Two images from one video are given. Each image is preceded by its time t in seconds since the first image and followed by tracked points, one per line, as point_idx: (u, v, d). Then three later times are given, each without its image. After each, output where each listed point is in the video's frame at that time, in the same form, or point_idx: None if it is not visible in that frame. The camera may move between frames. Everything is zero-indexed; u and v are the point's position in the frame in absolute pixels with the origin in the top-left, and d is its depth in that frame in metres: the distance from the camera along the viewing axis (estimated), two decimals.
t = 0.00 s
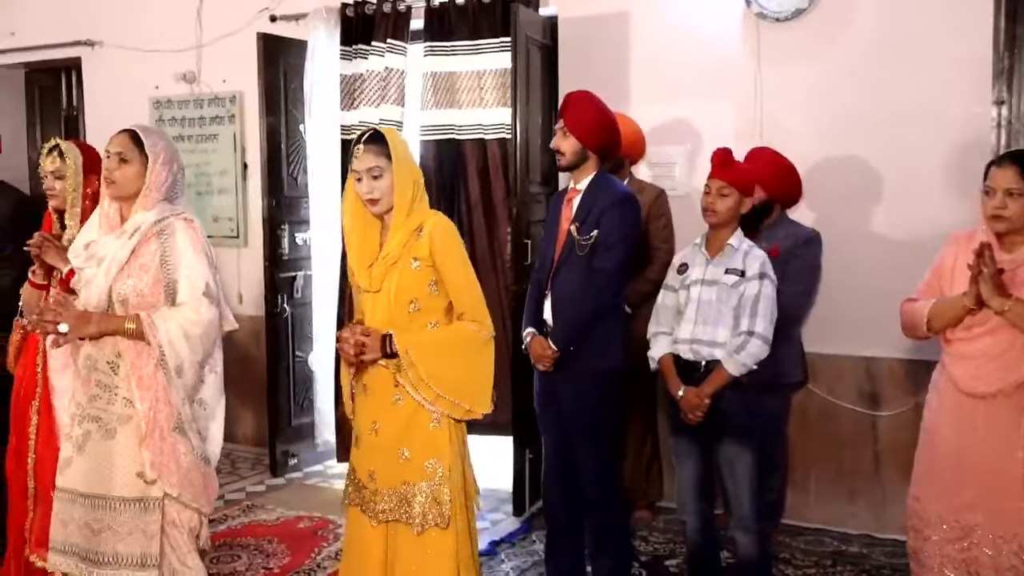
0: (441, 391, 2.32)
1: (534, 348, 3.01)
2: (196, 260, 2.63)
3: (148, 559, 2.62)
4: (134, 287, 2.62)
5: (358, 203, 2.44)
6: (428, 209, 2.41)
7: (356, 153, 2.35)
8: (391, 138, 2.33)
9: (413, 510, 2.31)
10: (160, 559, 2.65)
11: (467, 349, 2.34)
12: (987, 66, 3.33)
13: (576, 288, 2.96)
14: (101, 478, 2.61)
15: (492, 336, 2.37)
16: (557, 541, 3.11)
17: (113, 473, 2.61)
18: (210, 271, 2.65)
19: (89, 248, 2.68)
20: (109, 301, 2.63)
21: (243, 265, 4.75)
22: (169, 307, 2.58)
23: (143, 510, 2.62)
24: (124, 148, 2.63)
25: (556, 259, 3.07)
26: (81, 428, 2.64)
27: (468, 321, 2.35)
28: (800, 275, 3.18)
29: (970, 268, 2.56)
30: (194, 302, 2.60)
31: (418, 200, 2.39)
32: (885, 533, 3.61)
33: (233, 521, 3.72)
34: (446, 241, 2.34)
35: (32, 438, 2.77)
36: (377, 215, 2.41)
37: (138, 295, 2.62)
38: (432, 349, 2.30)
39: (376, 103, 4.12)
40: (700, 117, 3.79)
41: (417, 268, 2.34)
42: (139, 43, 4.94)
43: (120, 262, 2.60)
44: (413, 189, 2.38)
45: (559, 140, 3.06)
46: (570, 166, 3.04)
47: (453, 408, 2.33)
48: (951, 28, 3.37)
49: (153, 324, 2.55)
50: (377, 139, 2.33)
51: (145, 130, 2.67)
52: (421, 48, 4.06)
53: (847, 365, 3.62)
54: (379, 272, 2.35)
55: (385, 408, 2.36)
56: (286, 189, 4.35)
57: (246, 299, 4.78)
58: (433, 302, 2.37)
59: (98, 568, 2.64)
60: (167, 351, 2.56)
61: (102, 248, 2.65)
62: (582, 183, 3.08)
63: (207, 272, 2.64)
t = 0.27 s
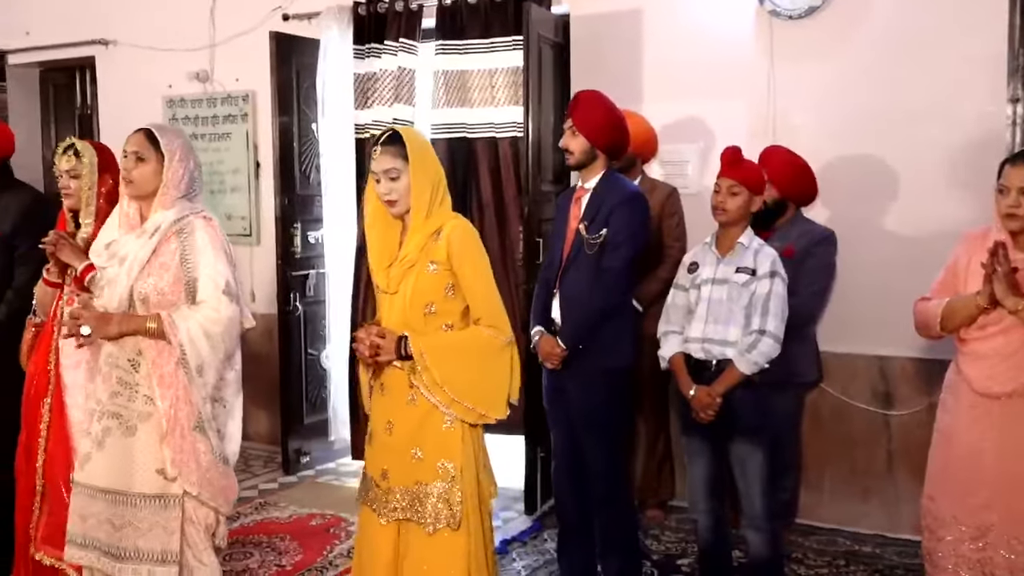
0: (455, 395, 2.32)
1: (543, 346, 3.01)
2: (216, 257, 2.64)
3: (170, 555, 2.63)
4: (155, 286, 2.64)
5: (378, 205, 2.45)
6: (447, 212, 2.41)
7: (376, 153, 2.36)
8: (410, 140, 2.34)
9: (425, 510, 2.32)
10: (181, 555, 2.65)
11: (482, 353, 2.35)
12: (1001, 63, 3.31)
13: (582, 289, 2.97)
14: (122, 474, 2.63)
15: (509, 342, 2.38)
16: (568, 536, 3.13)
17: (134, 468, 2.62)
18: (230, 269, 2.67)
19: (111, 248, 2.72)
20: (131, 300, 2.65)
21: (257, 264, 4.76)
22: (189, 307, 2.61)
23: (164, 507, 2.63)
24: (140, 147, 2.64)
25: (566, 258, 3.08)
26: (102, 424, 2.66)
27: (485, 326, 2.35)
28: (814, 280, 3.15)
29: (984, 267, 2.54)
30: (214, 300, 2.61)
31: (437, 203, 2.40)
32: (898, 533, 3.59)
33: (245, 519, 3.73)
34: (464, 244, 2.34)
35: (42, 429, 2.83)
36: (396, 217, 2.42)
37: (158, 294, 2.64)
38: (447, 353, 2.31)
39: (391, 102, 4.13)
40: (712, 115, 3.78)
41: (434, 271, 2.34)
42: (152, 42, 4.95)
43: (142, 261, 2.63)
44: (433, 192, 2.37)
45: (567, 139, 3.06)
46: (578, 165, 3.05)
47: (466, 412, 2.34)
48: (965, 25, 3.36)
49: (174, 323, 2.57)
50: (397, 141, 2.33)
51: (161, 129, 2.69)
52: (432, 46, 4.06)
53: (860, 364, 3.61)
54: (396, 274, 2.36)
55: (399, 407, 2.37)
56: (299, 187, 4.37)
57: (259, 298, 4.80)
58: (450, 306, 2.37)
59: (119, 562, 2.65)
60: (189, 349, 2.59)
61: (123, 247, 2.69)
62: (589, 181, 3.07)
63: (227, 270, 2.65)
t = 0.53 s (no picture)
0: (461, 395, 2.33)
1: (551, 347, 3.01)
2: (233, 260, 2.66)
3: (188, 552, 2.65)
4: (172, 289, 2.65)
5: (389, 205, 2.47)
6: (457, 214, 2.41)
7: (385, 154, 2.37)
8: (419, 140, 2.34)
9: (430, 510, 2.32)
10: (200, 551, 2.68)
11: (489, 355, 2.35)
12: (1013, 64, 3.30)
13: (587, 291, 2.99)
14: (140, 474, 2.64)
15: (515, 344, 2.38)
16: (576, 534, 3.15)
17: (152, 469, 2.64)
18: (247, 271, 2.68)
19: (128, 250, 2.72)
20: (149, 303, 2.67)
21: (267, 264, 4.78)
22: (206, 309, 2.62)
23: (183, 506, 2.65)
24: (157, 150, 2.66)
25: (574, 259, 3.09)
26: (121, 426, 2.66)
27: (492, 328, 2.35)
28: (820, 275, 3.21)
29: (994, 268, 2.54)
30: (231, 302, 2.62)
31: (446, 205, 2.40)
32: (909, 534, 3.58)
33: (256, 518, 3.75)
34: (472, 246, 2.34)
35: (51, 433, 2.91)
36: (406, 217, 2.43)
37: (175, 297, 2.65)
38: (453, 355, 2.31)
39: (402, 103, 4.14)
40: (721, 115, 3.78)
41: (442, 273, 2.35)
42: (163, 44, 4.98)
43: (160, 263, 2.64)
44: (442, 193, 2.37)
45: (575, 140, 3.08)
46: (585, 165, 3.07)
47: (471, 414, 2.34)
48: (976, 25, 3.34)
49: (191, 328, 2.57)
50: (405, 142, 2.34)
51: (177, 132, 2.70)
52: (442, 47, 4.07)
53: (870, 365, 3.60)
54: (405, 275, 2.38)
55: (405, 407, 2.38)
56: (309, 188, 4.38)
57: (269, 298, 4.81)
58: (457, 307, 2.38)
59: (138, 560, 2.66)
60: (206, 355, 2.60)
61: (141, 250, 2.68)
62: (597, 182, 3.09)
63: (243, 272, 2.67)
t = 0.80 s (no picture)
0: (454, 394, 2.33)
1: (559, 347, 3.02)
2: (240, 260, 2.66)
3: (202, 548, 2.67)
4: (179, 288, 2.66)
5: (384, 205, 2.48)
6: (451, 214, 2.42)
7: (381, 153, 2.39)
8: (415, 140, 2.36)
9: (425, 510, 2.33)
10: (212, 548, 2.69)
11: (483, 354, 2.35)
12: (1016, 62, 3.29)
13: (590, 291, 3.00)
14: (145, 471, 2.64)
15: (509, 344, 2.37)
16: (579, 532, 3.17)
17: (163, 467, 2.65)
18: (253, 271, 2.69)
19: (136, 252, 2.74)
20: (157, 303, 2.68)
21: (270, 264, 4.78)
22: (212, 308, 2.63)
23: (193, 503, 2.66)
24: (164, 150, 2.66)
25: (577, 259, 3.10)
26: (129, 425, 2.66)
27: (485, 327, 2.35)
28: (820, 269, 3.27)
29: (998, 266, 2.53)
30: (238, 302, 2.63)
31: (440, 205, 2.41)
32: (912, 534, 3.58)
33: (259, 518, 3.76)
34: (466, 245, 2.35)
35: (55, 434, 2.92)
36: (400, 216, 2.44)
37: (182, 295, 2.66)
38: (446, 354, 2.31)
39: (404, 102, 4.14)
40: (724, 115, 3.77)
41: (436, 271, 2.35)
42: (167, 44, 4.98)
43: (167, 264, 2.65)
44: (437, 192, 2.39)
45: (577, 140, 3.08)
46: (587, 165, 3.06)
47: (465, 413, 2.34)
48: (980, 23, 3.34)
49: (198, 327, 2.58)
50: (400, 140, 2.36)
51: (183, 132, 2.70)
52: (445, 46, 4.08)
53: (873, 364, 3.59)
54: (398, 274, 2.39)
55: (399, 407, 2.38)
56: (312, 187, 4.38)
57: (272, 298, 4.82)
58: (450, 307, 2.38)
59: (151, 557, 2.66)
60: (212, 352, 2.60)
61: (149, 250, 2.71)
62: (599, 181, 3.09)
63: (249, 272, 2.67)
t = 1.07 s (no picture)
0: (435, 392, 2.36)
1: (566, 347, 3.01)
2: (244, 257, 2.66)
3: (206, 545, 2.66)
4: (183, 283, 2.65)
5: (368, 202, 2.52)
6: (434, 212, 2.46)
7: (367, 149, 2.43)
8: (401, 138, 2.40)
9: (409, 509, 2.36)
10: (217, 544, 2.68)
11: (464, 352, 2.37)
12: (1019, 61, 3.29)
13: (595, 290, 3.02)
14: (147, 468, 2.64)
15: (489, 342, 2.40)
16: (580, 533, 3.17)
17: (168, 463, 2.63)
18: (257, 268, 2.69)
19: (139, 248, 2.73)
20: (162, 300, 2.67)
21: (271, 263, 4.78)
22: (216, 305, 2.63)
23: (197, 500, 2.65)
24: (171, 149, 2.66)
25: (580, 259, 3.11)
26: (139, 420, 2.66)
27: (466, 324, 2.38)
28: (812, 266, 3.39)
29: (1000, 265, 2.52)
30: (241, 298, 2.63)
31: (424, 203, 2.45)
32: (914, 533, 3.57)
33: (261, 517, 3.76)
34: (449, 242, 2.39)
35: (58, 431, 2.93)
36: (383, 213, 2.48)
37: (185, 291, 2.66)
38: (428, 350, 2.34)
39: (405, 101, 4.13)
40: (726, 114, 3.77)
41: (418, 268, 2.39)
42: (168, 42, 4.98)
43: (172, 261, 2.65)
44: (419, 190, 2.43)
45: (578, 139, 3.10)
46: (589, 164, 3.08)
47: (445, 411, 2.37)
48: (982, 22, 3.33)
49: (203, 322, 2.58)
50: (385, 137, 2.40)
51: (190, 132, 2.71)
52: (446, 46, 4.08)
53: (874, 363, 3.58)
54: (380, 271, 2.42)
55: (381, 406, 2.41)
56: (313, 186, 4.38)
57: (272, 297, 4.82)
58: (432, 304, 2.42)
59: (157, 554, 2.66)
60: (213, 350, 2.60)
61: (153, 246, 2.70)
62: (600, 181, 3.12)
63: (253, 268, 2.67)
